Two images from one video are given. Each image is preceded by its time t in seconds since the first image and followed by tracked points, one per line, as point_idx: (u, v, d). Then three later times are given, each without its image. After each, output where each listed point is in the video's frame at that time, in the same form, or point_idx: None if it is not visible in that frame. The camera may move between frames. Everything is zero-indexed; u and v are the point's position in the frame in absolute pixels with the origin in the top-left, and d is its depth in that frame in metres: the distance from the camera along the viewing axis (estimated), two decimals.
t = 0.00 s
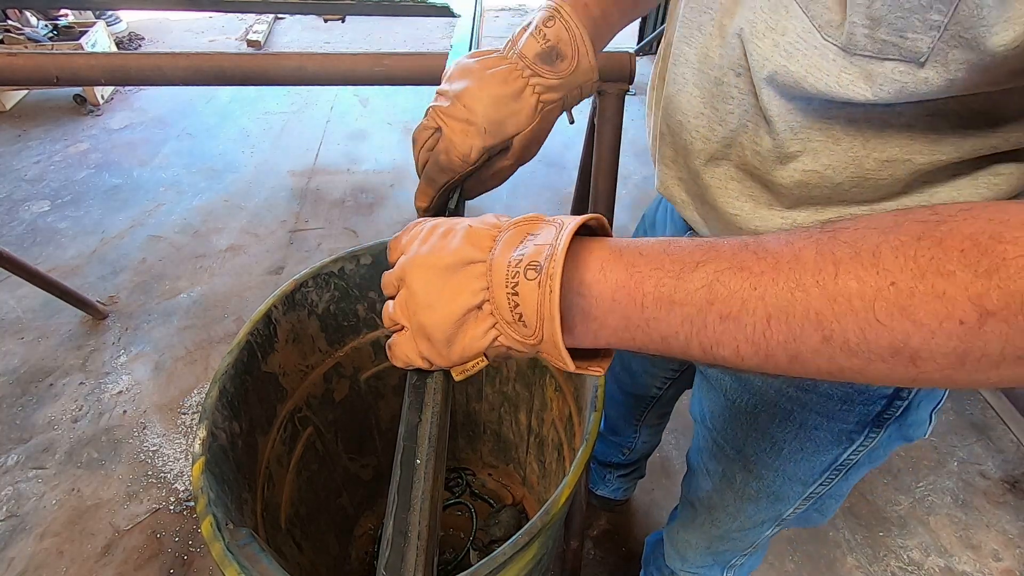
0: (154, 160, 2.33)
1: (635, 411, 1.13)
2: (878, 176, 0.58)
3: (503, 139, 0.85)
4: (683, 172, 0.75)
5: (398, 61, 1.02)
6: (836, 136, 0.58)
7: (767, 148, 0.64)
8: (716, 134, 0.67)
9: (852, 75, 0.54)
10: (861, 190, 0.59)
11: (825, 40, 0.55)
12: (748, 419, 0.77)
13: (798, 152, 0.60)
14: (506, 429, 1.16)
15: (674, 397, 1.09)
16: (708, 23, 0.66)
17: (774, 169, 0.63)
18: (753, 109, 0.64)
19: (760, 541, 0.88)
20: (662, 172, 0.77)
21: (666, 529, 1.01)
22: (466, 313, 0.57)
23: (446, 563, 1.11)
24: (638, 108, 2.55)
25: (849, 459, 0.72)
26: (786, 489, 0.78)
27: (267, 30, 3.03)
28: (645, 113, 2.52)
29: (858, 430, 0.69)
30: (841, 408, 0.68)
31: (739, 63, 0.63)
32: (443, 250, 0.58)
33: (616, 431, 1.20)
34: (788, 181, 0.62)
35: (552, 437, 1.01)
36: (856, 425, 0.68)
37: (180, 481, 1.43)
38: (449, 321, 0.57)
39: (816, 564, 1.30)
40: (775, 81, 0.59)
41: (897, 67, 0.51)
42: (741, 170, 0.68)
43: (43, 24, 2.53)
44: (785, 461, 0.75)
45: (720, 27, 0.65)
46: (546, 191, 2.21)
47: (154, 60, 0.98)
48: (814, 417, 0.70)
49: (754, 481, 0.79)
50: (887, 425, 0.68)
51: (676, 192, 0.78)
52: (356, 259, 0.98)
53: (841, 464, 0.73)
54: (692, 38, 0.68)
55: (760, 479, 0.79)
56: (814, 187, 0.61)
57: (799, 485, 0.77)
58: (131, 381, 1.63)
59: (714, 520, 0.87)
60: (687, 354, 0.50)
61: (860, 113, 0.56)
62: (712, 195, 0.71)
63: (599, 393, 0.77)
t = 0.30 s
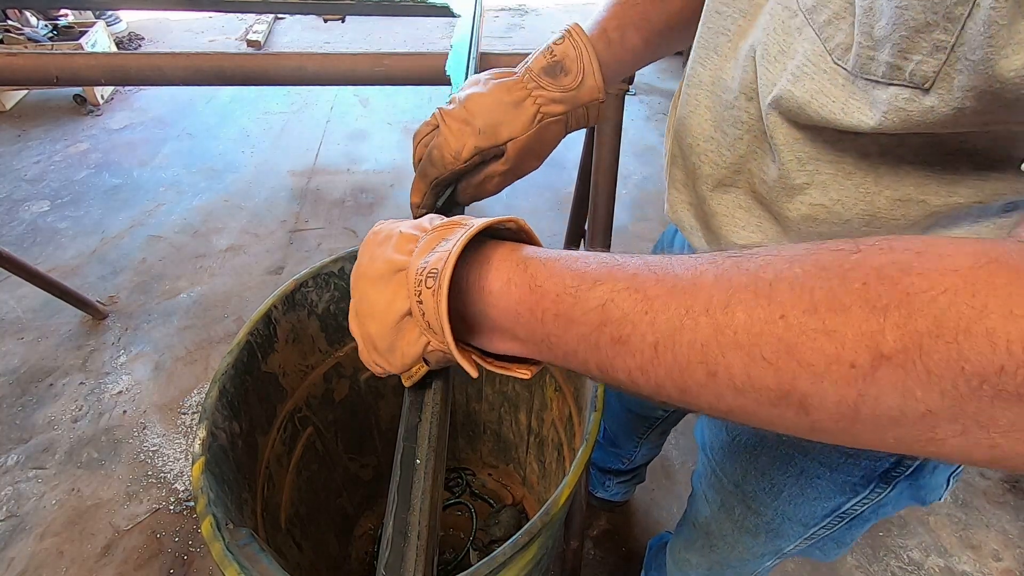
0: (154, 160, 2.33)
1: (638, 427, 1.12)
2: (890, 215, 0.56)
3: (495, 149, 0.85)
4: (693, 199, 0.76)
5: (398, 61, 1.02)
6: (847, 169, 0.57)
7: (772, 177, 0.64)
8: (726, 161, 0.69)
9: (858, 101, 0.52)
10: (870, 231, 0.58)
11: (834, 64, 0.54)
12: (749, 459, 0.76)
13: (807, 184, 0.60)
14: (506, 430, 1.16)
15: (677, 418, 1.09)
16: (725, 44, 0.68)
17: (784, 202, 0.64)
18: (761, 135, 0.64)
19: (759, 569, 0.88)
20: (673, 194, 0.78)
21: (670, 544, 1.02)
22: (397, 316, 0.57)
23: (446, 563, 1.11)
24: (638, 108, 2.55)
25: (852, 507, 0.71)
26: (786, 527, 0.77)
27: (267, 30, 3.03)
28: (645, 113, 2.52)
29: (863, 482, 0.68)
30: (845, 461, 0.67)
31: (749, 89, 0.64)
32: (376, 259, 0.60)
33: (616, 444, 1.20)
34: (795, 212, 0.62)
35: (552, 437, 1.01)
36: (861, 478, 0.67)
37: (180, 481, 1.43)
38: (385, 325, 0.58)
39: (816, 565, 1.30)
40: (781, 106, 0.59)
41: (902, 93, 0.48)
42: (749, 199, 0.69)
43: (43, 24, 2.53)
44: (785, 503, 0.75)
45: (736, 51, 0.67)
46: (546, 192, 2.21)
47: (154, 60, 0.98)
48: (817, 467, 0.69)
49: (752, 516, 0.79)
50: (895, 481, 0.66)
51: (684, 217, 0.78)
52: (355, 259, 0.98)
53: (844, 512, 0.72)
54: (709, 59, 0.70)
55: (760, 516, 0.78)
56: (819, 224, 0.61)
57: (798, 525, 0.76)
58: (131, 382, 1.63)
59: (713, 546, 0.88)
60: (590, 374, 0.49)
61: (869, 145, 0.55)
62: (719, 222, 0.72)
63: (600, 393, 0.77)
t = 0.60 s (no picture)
0: (154, 160, 2.33)
1: (640, 432, 1.12)
2: (912, 229, 0.56)
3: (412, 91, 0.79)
4: (703, 211, 0.75)
5: (397, 61, 1.02)
6: (868, 183, 0.57)
7: (788, 190, 0.64)
8: (741, 174, 0.68)
9: (882, 114, 0.52)
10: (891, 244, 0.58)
11: (859, 75, 0.54)
12: (758, 476, 0.75)
13: (826, 197, 0.60)
14: (506, 429, 1.16)
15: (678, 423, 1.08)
16: (736, 54, 0.68)
17: (801, 214, 0.63)
18: (776, 146, 0.64)
19: None
20: (682, 205, 0.78)
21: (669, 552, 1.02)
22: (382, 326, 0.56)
23: (446, 563, 1.11)
24: (638, 108, 2.55)
25: (863, 524, 0.71)
26: (794, 542, 0.77)
27: (267, 30, 3.03)
28: (645, 113, 2.52)
29: (877, 500, 0.67)
30: (859, 482, 0.67)
31: (765, 100, 0.64)
32: (357, 264, 0.59)
33: (619, 448, 1.20)
34: (814, 225, 0.62)
35: (552, 437, 1.01)
36: (876, 496, 0.67)
37: (180, 481, 1.43)
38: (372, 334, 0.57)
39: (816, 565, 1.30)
40: (801, 117, 0.58)
41: (927, 106, 0.49)
42: (764, 211, 0.68)
43: (44, 24, 2.53)
44: (793, 518, 0.75)
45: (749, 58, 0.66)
46: (546, 192, 2.21)
47: (154, 60, 0.98)
48: (830, 487, 0.69)
49: (760, 531, 0.79)
50: (907, 500, 0.66)
51: (693, 229, 0.78)
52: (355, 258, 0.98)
53: (855, 528, 0.72)
54: (718, 70, 0.69)
55: (769, 531, 0.78)
56: (838, 238, 0.61)
57: (808, 540, 0.76)
58: (131, 382, 1.63)
59: (719, 558, 0.88)
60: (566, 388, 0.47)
61: (892, 157, 0.55)
62: (732, 234, 0.71)
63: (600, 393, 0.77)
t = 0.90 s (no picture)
0: (154, 160, 2.33)
1: (638, 426, 1.12)
2: (923, 207, 0.57)
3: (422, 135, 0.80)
4: (705, 203, 0.75)
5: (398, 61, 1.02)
6: (877, 164, 0.57)
7: (797, 176, 0.63)
8: (744, 162, 0.68)
9: (892, 95, 0.53)
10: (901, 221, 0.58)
11: (865, 58, 0.54)
12: (767, 452, 0.76)
13: (835, 180, 0.60)
14: (506, 430, 1.16)
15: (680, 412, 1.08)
16: (732, 43, 0.67)
17: (810, 199, 0.63)
18: (784, 133, 0.64)
19: (771, 564, 0.88)
20: (680, 198, 0.78)
21: (672, 546, 1.01)
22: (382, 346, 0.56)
23: (446, 563, 1.11)
24: (638, 108, 2.55)
25: (872, 496, 0.71)
26: (805, 521, 0.77)
27: (267, 30, 3.03)
28: (645, 113, 2.52)
29: (885, 470, 0.67)
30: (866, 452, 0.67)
31: (769, 87, 0.63)
32: (348, 285, 0.59)
33: (619, 442, 1.20)
34: (823, 210, 0.61)
35: (552, 437, 1.01)
36: (884, 465, 0.67)
37: (180, 481, 1.43)
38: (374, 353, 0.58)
39: (816, 565, 1.30)
40: (811, 104, 0.58)
41: (941, 85, 0.49)
42: (770, 197, 0.68)
43: (43, 24, 2.53)
44: (803, 497, 0.75)
45: (748, 46, 0.66)
46: (546, 191, 2.21)
47: (155, 60, 0.98)
48: (838, 459, 0.69)
49: (770, 511, 0.79)
50: (914, 466, 0.66)
51: (694, 221, 0.77)
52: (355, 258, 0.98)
53: (863, 501, 0.72)
54: (715, 60, 0.69)
55: (778, 511, 0.78)
56: (848, 219, 0.60)
57: (817, 519, 0.76)
58: (131, 381, 1.63)
59: (727, 545, 0.87)
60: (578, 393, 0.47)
61: (901, 138, 0.56)
62: (737, 224, 0.71)
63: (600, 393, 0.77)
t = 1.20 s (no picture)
0: (154, 160, 2.33)
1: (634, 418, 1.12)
2: (899, 173, 0.55)
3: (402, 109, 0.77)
4: (692, 185, 0.74)
5: (397, 61, 1.02)
6: (852, 134, 0.56)
7: (780, 153, 0.62)
8: (725, 142, 0.67)
9: (869, 66, 0.52)
10: (882, 189, 0.57)
11: (832, 35, 0.54)
12: (765, 425, 0.76)
13: (814, 152, 0.59)
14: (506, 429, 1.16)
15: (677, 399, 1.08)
16: (708, 32, 0.66)
17: (792, 173, 0.62)
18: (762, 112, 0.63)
19: (771, 544, 0.88)
20: (665, 183, 0.77)
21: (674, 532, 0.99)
22: (635, 373, 0.48)
23: (446, 563, 1.11)
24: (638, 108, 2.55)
25: (866, 457, 0.73)
26: (803, 490, 0.78)
27: (267, 30, 3.03)
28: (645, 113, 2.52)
29: (877, 431, 0.70)
30: (862, 413, 0.69)
31: (746, 70, 0.62)
32: (603, 286, 0.49)
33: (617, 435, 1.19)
34: (805, 181, 0.60)
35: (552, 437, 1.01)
36: (876, 426, 0.70)
37: (180, 481, 1.43)
38: (601, 363, 0.48)
39: (816, 565, 1.30)
40: (789, 86, 0.58)
41: (925, 49, 0.49)
42: (753, 175, 0.67)
43: (43, 24, 2.53)
44: (802, 464, 0.76)
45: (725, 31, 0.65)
46: (546, 192, 2.21)
47: (154, 61, 0.98)
48: (834, 422, 0.71)
49: (770, 483, 0.80)
50: (906, 424, 0.69)
51: (681, 205, 0.77)
52: (356, 259, 0.99)
53: (858, 464, 0.74)
54: (693, 48, 0.68)
55: (777, 481, 0.79)
56: (832, 189, 0.59)
57: (815, 486, 0.77)
58: (131, 381, 1.63)
59: (728, 523, 0.87)
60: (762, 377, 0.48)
61: (878, 106, 0.53)
62: (724, 204, 0.70)
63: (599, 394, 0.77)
